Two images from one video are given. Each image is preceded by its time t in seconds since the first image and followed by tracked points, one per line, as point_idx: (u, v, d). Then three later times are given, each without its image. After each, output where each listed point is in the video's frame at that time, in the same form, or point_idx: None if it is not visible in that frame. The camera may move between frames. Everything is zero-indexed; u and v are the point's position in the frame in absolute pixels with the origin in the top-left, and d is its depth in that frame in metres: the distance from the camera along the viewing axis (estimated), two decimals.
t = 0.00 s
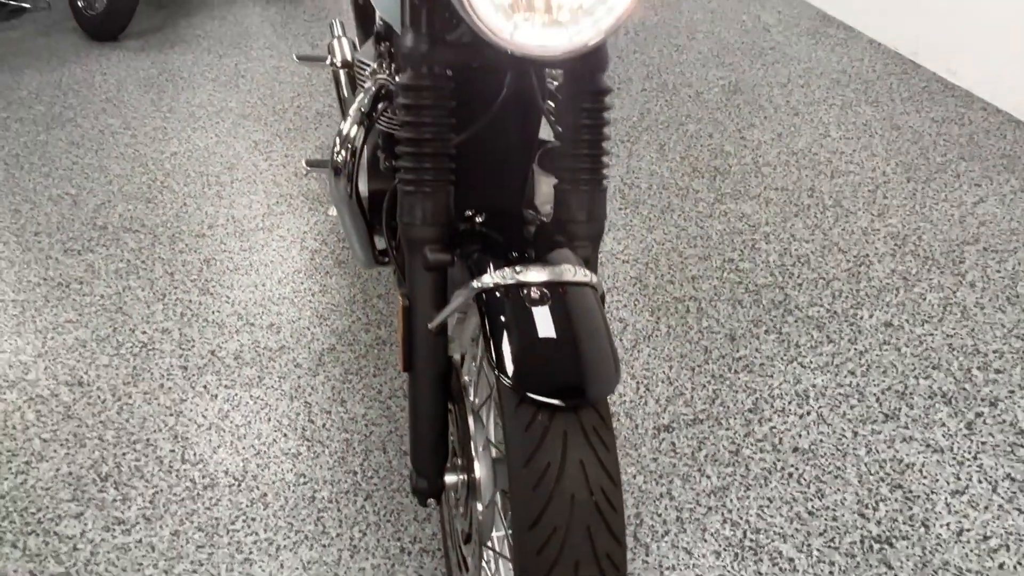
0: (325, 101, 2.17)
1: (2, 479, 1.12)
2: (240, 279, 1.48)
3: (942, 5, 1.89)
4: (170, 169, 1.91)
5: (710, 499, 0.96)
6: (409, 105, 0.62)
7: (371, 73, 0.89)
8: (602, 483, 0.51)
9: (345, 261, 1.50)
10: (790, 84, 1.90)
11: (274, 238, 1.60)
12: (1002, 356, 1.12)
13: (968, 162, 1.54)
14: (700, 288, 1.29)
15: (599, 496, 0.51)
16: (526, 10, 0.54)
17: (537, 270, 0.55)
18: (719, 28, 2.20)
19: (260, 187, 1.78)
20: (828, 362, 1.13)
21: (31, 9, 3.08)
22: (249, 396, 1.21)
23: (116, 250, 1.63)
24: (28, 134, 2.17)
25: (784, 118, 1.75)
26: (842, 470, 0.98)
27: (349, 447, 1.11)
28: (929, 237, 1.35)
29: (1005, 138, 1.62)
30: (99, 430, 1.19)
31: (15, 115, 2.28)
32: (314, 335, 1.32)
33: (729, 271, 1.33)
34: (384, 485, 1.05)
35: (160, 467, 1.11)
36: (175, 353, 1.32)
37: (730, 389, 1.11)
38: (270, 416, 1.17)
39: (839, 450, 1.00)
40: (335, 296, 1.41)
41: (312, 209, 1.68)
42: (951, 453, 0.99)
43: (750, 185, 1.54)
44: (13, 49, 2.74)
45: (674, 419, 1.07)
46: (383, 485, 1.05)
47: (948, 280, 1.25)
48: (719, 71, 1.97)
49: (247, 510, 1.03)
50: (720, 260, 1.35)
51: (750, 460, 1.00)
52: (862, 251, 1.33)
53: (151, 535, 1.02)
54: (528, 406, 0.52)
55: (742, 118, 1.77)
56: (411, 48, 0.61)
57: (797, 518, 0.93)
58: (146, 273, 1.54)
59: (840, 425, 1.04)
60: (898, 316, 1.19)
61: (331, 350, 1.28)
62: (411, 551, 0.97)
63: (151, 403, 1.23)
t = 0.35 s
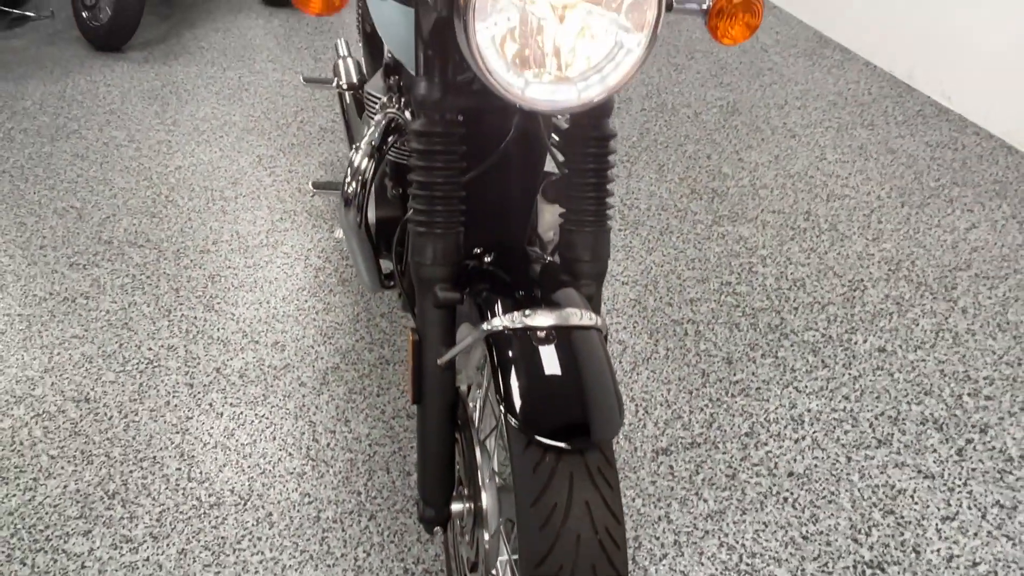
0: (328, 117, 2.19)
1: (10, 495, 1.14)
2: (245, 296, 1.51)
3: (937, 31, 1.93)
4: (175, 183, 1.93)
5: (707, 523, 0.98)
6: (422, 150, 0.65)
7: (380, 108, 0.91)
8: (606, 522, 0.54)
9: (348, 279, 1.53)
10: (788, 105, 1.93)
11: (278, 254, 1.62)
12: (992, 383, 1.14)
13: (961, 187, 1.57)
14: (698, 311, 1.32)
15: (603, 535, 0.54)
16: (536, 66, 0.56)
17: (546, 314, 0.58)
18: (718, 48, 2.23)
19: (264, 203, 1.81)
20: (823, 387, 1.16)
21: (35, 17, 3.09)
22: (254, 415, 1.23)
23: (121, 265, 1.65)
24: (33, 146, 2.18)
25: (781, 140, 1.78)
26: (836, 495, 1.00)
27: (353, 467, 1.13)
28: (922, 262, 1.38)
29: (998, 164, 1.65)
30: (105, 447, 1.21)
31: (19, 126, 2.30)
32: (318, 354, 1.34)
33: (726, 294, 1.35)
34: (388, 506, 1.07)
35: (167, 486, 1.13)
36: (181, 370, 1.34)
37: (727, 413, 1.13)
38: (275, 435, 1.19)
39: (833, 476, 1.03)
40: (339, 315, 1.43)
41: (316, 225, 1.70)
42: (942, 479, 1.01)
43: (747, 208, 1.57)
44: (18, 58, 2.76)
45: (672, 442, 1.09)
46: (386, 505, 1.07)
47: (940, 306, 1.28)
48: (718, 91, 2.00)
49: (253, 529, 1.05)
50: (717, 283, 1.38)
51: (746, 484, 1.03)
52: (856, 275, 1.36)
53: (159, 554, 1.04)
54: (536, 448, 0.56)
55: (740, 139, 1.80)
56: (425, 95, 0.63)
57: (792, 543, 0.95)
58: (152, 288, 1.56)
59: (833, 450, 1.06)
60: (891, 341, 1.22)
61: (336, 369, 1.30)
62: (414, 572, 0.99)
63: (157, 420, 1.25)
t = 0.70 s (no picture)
0: (333, 121, 2.21)
1: (19, 498, 1.15)
2: (250, 301, 1.52)
3: (938, 48, 1.95)
4: (180, 186, 1.94)
5: (706, 537, 1.00)
6: (437, 178, 0.66)
7: (393, 127, 0.94)
8: (614, 547, 0.59)
9: (353, 286, 1.54)
10: (790, 118, 1.94)
11: (284, 260, 1.63)
12: (987, 402, 1.16)
13: (960, 205, 1.59)
14: (699, 324, 1.34)
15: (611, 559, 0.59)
16: (552, 102, 0.57)
17: (557, 343, 0.61)
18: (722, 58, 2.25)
19: (269, 207, 1.82)
20: (821, 403, 1.18)
21: (39, 13, 3.09)
22: (260, 421, 1.25)
23: (127, 268, 1.66)
24: (38, 144, 2.19)
25: (783, 153, 1.80)
26: (833, 511, 1.02)
27: (358, 475, 1.15)
28: (920, 279, 1.40)
29: (996, 181, 1.67)
30: (113, 452, 1.22)
31: (24, 124, 2.30)
32: (323, 361, 1.36)
33: (727, 308, 1.37)
34: (392, 515, 1.09)
35: (174, 491, 1.15)
36: (187, 376, 1.35)
37: (727, 428, 1.15)
38: (281, 442, 1.21)
39: (830, 492, 1.05)
40: (344, 322, 1.44)
41: (321, 231, 1.72)
42: (936, 497, 1.03)
43: (749, 221, 1.59)
44: (22, 55, 2.76)
45: (673, 456, 1.11)
46: (390, 514, 1.09)
47: (937, 324, 1.30)
48: (721, 102, 2.02)
49: (259, 536, 1.07)
50: (719, 296, 1.40)
51: (745, 499, 1.04)
52: (855, 291, 1.38)
53: (166, 559, 1.05)
54: (547, 475, 0.60)
55: (743, 152, 1.82)
56: (441, 124, 0.65)
57: (789, 558, 0.97)
58: (158, 292, 1.57)
59: (831, 466, 1.08)
60: (889, 358, 1.24)
61: (341, 377, 1.32)
62: None
63: (164, 425, 1.26)
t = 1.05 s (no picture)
0: (339, 125, 2.22)
1: (25, 499, 1.16)
2: (255, 305, 1.53)
3: (941, 65, 1.97)
4: (186, 187, 1.95)
5: (705, 550, 1.01)
6: (448, 197, 0.68)
7: (403, 141, 0.95)
8: (619, 565, 0.60)
9: (358, 291, 1.55)
10: (793, 130, 1.96)
11: (289, 264, 1.64)
12: (985, 419, 1.18)
13: (961, 221, 1.60)
14: (701, 337, 1.35)
15: None
16: (562, 127, 0.59)
17: (563, 363, 0.63)
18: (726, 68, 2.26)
19: (275, 211, 1.83)
20: (821, 417, 1.19)
21: (46, 10, 3.10)
22: (265, 426, 1.26)
23: (133, 269, 1.67)
24: (45, 143, 2.20)
25: (786, 166, 1.81)
26: (831, 526, 1.04)
27: (361, 482, 1.16)
28: (920, 295, 1.41)
29: (997, 198, 1.69)
30: (118, 454, 1.23)
31: (31, 122, 2.31)
32: (328, 367, 1.37)
33: (729, 321, 1.38)
34: (395, 522, 1.10)
35: (179, 495, 1.16)
36: (193, 379, 1.37)
37: (727, 441, 1.16)
38: (285, 447, 1.22)
39: (828, 506, 1.06)
40: (349, 328, 1.46)
41: (327, 236, 1.73)
42: (933, 513, 1.05)
43: (751, 233, 1.60)
44: (29, 53, 2.77)
45: (673, 468, 1.12)
46: (393, 521, 1.10)
47: (936, 340, 1.32)
48: (725, 113, 2.03)
49: (264, 541, 1.08)
50: (720, 308, 1.41)
51: (744, 512, 1.06)
52: (856, 306, 1.40)
53: (171, 563, 1.06)
54: (553, 493, 0.62)
55: (746, 163, 1.83)
56: (454, 144, 0.66)
57: (787, 572, 0.98)
58: (164, 294, 1.58)
59: (830, 481, 1.09)
60: (888, 374, 1.26)
61: (345, 383, 1.33)
62: None
63: (169, 428, 1.27)
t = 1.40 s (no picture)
0: (343, 134, 2.23)
1: (25, 507, 1.17)
2: (258, 315, 1.54)
3: (941, 86, 1.99)
4: (190, 194, 1.96)
5: (702, 569, 1.02)
6: (455, 223, 0.69)
7: (410, 160, 0.97)
8: None
9: (360, 302, 1.56)
10: (794, 147, 1.97)
11: (291, 274, 1.65)
12: (980, 442, 1.19)
13: (958, 242, 1.62)
14: (700, 354, 1.36)
15: None
16: (569, 159, 0.60)
17: (565, 391, 0.63)
18: (728, 84, 2.27)
19: (278, 220, 1.84)
20: (818, 438, 1.20)
21: (52, 13, 3.11)
22: (266, 436, 1.27)
23: (136, 276, 1.67)
24: (49, 147, 2.21)
25: (786, 184, 1.83)
26: (826, 547, 1.05)
27: (361, 495, 1.17)
28: (918, 316, 1.43)
29: (995, 220, 1.70)
30: (119, 463, 1.24)
31: (35, 126, 2.32)
32: (329, 379, 1.37)
33: (728, 339, 1.39)
34: (394, 536, 1.11)
35: (179, 505, 1.16)
36: (194, 388, 1.37)
37: (725, 460, 1.17)
38: (286, 458, 1.23)
39: (824, 528, 1.07)
40: (350, 339, 1.46)
41: (329, 246, 1.74)
42: (928, 536, 1.06)
43: (751, 251, 1.61)
44: (34, 55, 2.78)
45: (671, 486, 1.13)
46: (392, 535, 1.11)
47: (933, 361, 1.33)
48: (726, 129, 2.04)
49: (263, 553, 1.09)
50: (720, 326, 1.42)
51: (740, 532, 1.06)
52: (854, 326, 1.41)
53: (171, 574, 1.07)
54: (555, 520, 0.63)
55: (747, 180, 1.84)
56: (462, 171, 0.67)
57: None
58: (166, 302, 1.59)
59: (827, 502, 1.10)
60: (885, 395, 1.27)
61: (346, 395, 1.34)
62: None
63: (170, 437, 1.28)
